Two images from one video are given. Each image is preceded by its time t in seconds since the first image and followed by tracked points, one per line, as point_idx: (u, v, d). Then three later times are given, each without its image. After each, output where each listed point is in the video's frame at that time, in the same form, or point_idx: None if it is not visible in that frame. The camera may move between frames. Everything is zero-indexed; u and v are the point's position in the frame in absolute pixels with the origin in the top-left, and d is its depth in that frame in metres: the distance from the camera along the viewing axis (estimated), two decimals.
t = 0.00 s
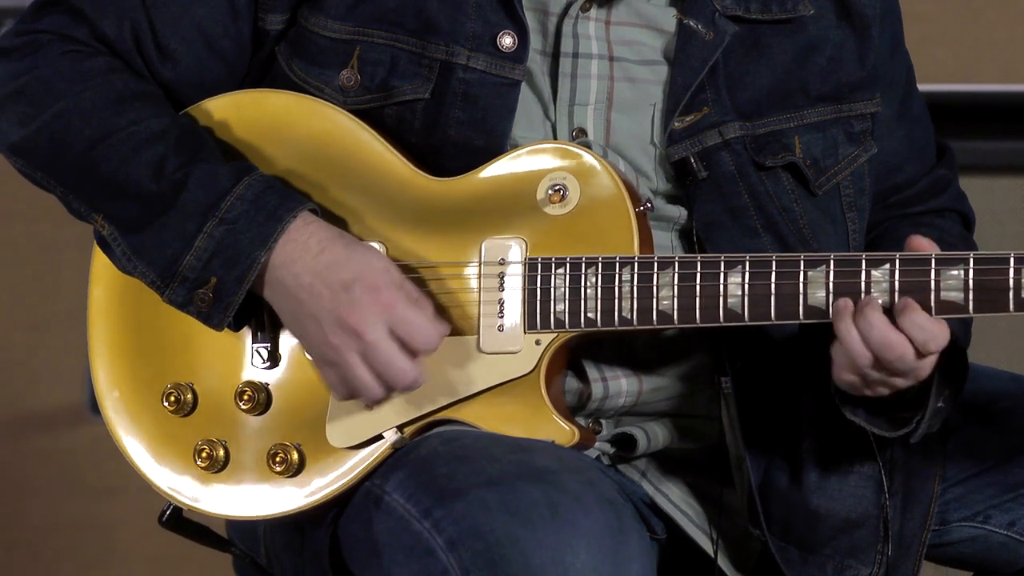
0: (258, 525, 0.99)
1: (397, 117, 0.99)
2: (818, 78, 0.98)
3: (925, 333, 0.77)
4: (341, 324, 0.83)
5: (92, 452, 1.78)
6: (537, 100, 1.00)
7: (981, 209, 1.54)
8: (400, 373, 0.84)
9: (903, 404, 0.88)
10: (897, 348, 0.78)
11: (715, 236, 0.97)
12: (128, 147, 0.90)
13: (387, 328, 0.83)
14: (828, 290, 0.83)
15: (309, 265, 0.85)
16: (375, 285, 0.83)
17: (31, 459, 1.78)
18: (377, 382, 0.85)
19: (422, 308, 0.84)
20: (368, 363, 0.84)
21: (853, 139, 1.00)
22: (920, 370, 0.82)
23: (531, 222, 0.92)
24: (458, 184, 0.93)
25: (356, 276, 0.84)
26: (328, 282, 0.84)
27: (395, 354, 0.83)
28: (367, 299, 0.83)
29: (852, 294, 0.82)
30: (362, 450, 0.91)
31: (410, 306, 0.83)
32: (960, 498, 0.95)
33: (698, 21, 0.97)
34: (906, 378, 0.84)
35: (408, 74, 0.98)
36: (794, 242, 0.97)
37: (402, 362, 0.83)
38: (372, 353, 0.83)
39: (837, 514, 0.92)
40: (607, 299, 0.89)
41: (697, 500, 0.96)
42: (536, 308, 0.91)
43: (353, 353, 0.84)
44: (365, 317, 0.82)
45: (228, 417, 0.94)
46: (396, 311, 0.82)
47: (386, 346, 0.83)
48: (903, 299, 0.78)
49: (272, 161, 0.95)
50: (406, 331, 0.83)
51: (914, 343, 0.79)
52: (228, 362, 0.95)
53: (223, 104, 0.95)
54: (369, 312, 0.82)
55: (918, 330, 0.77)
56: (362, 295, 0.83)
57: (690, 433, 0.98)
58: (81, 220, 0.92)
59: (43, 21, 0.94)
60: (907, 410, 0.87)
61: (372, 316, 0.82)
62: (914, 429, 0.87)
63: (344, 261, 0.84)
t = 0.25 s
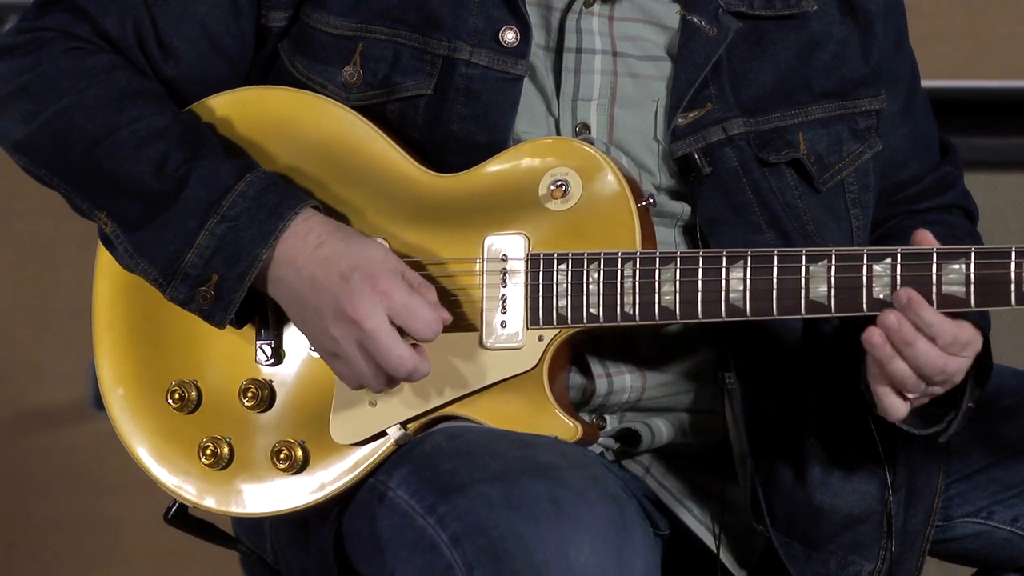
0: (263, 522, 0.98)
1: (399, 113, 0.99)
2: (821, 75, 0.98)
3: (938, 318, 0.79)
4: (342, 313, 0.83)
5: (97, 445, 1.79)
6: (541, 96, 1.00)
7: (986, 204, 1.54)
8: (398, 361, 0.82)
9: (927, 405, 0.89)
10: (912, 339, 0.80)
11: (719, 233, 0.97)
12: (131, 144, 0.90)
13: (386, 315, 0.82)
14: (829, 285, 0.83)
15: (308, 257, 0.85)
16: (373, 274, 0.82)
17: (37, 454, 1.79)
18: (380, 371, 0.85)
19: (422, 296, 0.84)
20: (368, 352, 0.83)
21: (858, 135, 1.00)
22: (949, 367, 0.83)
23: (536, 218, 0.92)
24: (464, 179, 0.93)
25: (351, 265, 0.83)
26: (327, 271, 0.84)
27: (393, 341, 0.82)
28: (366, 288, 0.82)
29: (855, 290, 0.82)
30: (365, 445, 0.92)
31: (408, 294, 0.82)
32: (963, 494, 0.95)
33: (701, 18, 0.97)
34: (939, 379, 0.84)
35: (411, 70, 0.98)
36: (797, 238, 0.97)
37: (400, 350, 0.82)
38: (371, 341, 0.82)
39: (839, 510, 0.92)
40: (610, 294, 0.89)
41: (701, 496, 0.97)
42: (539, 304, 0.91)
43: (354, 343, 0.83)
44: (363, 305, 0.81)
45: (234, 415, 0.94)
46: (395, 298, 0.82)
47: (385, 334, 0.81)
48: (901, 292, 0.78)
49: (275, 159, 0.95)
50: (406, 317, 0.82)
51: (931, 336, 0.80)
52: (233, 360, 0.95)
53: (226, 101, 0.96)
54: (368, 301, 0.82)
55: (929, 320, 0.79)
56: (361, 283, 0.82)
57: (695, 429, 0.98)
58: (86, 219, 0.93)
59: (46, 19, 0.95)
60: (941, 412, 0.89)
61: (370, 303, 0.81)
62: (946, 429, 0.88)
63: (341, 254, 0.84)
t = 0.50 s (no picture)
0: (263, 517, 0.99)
1: (400, 110, 0.99)
2: (822, 72, 0.99)
3: (935, 315, 0.78)
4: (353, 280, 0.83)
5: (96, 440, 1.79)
6: (542, 93, 1.00)
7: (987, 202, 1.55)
8: (418, 317, 0.83)
9: (917, 393, 0.89)
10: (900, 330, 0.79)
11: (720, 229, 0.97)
12: (131, 136, 0.90)
13: (395, 275, 0.83)
14: (831, 276, 0.83)
15: (312, 236, 0.86)
16: (376, 239, 0.84)
17: (37, 449, 1.79)
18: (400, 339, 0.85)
19: (428, 256, 0.85)
20: (386, 319, 0.84)
21: (859, 132, 1.00)
22: (921, 356, 0.83)
23: (536, 212, 0.93)
24: (465, 173, 0.93)
25: (355, 234, 0.85)
26: (331, 246, 0.85)
27: (409, 299, 0.83)
28: (372, 252, 0.83)
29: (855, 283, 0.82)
30: (366, 440, 0.91)
31: (415, 252, 0.84)
32: (965, 489, 0.95)
33: (702, 14, 0.97)
34: (909, 364, 0.84)
35: (411, 66, 0.99)
36: (798, 234, 0.97)
37: (417, 305, 0.83)
38: (386, 302, 0.83)
39: (841, 505, 0.92)
40: (611, 287, 0.89)
41: (704, 492, 0.97)
42: (539, 297, 0.91)
43: (369, 309, 0.84)
44: (372, 267, 0.83)
45: (235, 410, 0.94)
46: (403, 257, 0.83)
47: (398, 292, 0.83)
48: (906, 278, 0.78)
49: (276, 154, 0.95)
50: (417, 274, 0.83)
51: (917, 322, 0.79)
52: (236, 356, 0.95)
53: (228, 96, 0.96)
54: (375, 263, 0.83)
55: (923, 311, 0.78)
56: (367, 249, 0.83)
57: (695, 425, 0.98)
58: (82, 211, 0.93)
59: (46, 10, 0.95)
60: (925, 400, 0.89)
61: (379, 265, 0.83)
62: (930, 417, 0.88)
63: (341, 228, 0.85)
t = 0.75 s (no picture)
0: (266, 514, 0.99)
1: (401, 107, 0.99)
2: (824, 70, 0.99)
3: (944, 303, 0.77)
4: (347, 295, 0.83)
5: (98, 437, 1.79)
6: (543, 91, 1.00)
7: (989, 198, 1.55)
8: (405, 343, 0.83)
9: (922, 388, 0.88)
10: (913, 321, 0.78)
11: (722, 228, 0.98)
12: (133, 133, 0.90)
13: (391, 297, 0.82)
14: (833, 272, 0.83)
15: (313, 242, 0.86)
16: (380, 257, 0.83)
17: (39, 445, 1.80)
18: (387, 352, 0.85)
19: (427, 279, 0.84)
20: (375, 333, 0.84)
21: (860, 129, 1.00)
22: (935, 346, 0.81)
23: (536, 209, 0.93)
24: (465, 171, 0.93)
25: (358, 248, 0.84)
26: (333, 257, 0.84)
27: (400, 323, 0.82)
28: (372, 270, 0.82)
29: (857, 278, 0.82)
30: (367, 438, 0.91)
31: (415, 277, 0.83)
32: (966, 487, 0.95)
33: (704, 12, 0.97)
34: (921, 355, 0.83)
35: (412, 63, 0.99)
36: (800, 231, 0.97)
37: (406, 330, 0.82)
38: (377, 321, 0.82)
39: (842, 502, 0.92)
40: (613, 284, 0.90)
41: (705, 490, 0.96)
42: (542, 294, 0.91)
43: (359, 324, 0.83)
44: (369, 285, 0.82)
45: (236, 408, 0.94)
46: (403, 282, 0.82)
47: (390, 316, 0.82)
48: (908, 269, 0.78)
49: (278, 151, 0.95)
50: (410, 301, 0.82)
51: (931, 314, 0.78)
52: (236, 353, 0.95)
53: (229, 92, 0.96)
54: (373, 281, 0.82)
55: (932, 300, 0.77)
56: (368, 267, 0.82)
57: (698, 422, 0.99)
58: (84, 206, 0.93)
59: (48, 6, 0.95)
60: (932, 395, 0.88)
61: (376, 284, 0.82)
62: (937, 412, 0.87)
63: (346, 238, 0.85)
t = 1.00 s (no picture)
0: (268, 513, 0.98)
1: (401, 105, 0.99)
2: (826, 68, 0.99)
3: (944, 300, 0.77)
4: (350, 283, 0.83)
5: (99, 436, 1.79)
6: (546, 91, 1.00)
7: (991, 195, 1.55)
8: (410, 328, 0.83)
9: (930, 386, 0.88)
10: (913, 321, 0.79)
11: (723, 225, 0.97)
12: (134, 132, 0.90)
13: (393, 283, 0.82)
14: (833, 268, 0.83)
15: (316, 234, 0.86)
16: (380, 244, 0.83)
17: (41, 444, 1.80)
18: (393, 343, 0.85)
19: (428, 266, 0.84)
20: (379, 322, 0.84)
21: (861, 126, 1.00)
22: (941, 342, 0.82)
23: (536, 206, 0.93)
24: (465, 168, 0.93)
25: (359, 238, 0.84)
26: (334, 246, 0.84)
27: (404, 309, 0.82)
28: (372, 257, 0.82)
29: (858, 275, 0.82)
30: (369, 436, 0.91)
31: (416, 263, 0.83)
32: (968, 484, 0.95)
33: (705, 9, 0.97)
34: (929, 351, 0.83)
35: (412, 62, 0.99)
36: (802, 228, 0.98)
37: (410, 315, 0.82)
38: (380, 308, 0.82)
39: (845, 500, 0.92)
40: (614, 281, 0.89)
41: (707, 487, 0.96)
42: (542, 291, 0.91)
43: (363, 313, 0.83)
44: (370, 272, 0.82)
45: (238, 406, 0.94)
46: (403, 268, 0.82)
47: (393, 301, 0.82)
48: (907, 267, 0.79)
49: (280, 149, 0.95)
50: (412, 285, 0.82)
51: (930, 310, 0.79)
52: (237, 352, 0.95)
53: (229, 90, 0.96)
54: (374, 268, 0.82)
55: (930, 296, 0.77)
56: (368, 254, 0.83)
57: (700, 419, 0.99)
58: (86, 203, 0.93)
59: (50, 6, 0.95)
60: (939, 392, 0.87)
61: (377, 271, 0.82)
62: (942, 409, 0.87)
63: (347, 227, 0.85)
